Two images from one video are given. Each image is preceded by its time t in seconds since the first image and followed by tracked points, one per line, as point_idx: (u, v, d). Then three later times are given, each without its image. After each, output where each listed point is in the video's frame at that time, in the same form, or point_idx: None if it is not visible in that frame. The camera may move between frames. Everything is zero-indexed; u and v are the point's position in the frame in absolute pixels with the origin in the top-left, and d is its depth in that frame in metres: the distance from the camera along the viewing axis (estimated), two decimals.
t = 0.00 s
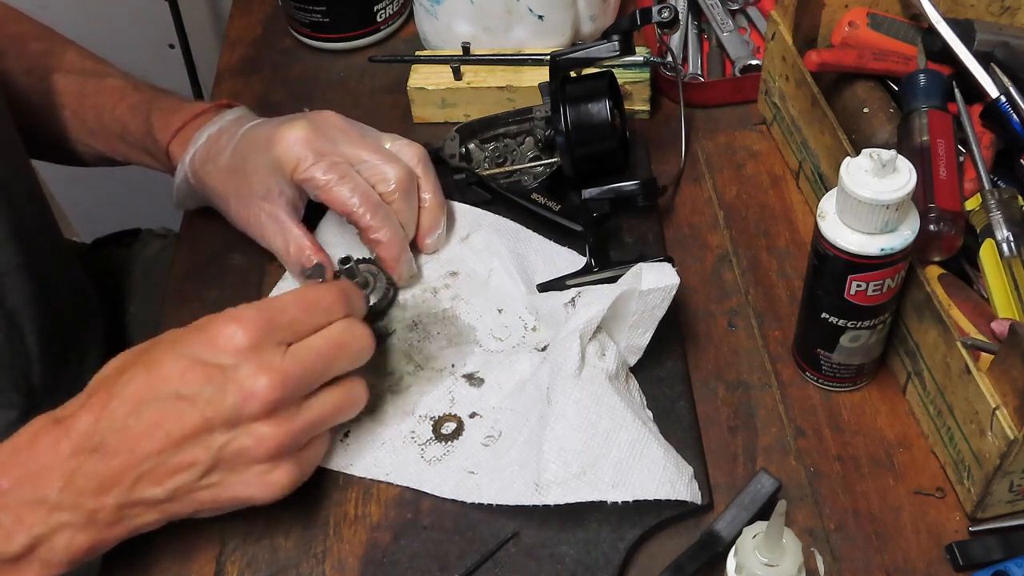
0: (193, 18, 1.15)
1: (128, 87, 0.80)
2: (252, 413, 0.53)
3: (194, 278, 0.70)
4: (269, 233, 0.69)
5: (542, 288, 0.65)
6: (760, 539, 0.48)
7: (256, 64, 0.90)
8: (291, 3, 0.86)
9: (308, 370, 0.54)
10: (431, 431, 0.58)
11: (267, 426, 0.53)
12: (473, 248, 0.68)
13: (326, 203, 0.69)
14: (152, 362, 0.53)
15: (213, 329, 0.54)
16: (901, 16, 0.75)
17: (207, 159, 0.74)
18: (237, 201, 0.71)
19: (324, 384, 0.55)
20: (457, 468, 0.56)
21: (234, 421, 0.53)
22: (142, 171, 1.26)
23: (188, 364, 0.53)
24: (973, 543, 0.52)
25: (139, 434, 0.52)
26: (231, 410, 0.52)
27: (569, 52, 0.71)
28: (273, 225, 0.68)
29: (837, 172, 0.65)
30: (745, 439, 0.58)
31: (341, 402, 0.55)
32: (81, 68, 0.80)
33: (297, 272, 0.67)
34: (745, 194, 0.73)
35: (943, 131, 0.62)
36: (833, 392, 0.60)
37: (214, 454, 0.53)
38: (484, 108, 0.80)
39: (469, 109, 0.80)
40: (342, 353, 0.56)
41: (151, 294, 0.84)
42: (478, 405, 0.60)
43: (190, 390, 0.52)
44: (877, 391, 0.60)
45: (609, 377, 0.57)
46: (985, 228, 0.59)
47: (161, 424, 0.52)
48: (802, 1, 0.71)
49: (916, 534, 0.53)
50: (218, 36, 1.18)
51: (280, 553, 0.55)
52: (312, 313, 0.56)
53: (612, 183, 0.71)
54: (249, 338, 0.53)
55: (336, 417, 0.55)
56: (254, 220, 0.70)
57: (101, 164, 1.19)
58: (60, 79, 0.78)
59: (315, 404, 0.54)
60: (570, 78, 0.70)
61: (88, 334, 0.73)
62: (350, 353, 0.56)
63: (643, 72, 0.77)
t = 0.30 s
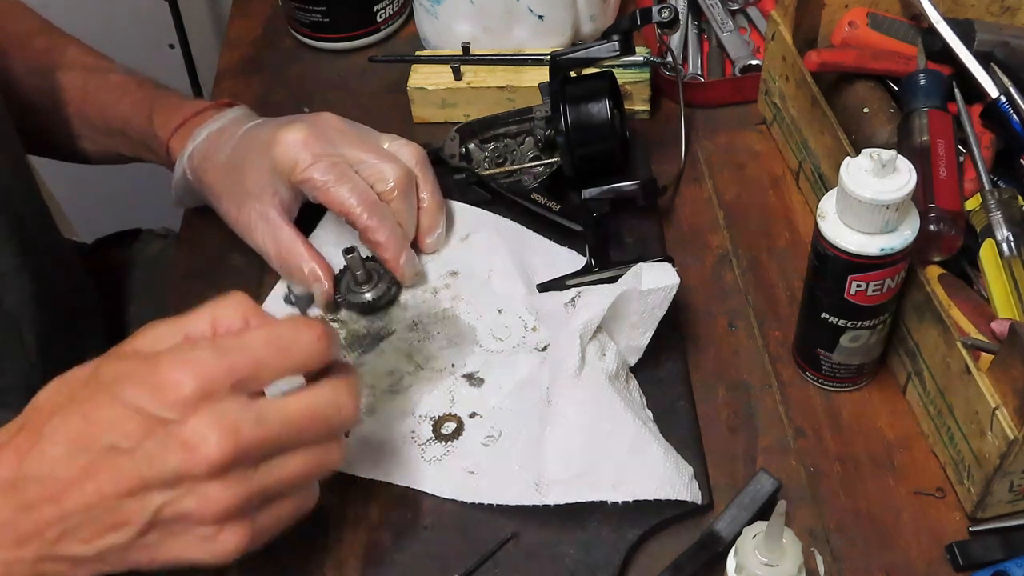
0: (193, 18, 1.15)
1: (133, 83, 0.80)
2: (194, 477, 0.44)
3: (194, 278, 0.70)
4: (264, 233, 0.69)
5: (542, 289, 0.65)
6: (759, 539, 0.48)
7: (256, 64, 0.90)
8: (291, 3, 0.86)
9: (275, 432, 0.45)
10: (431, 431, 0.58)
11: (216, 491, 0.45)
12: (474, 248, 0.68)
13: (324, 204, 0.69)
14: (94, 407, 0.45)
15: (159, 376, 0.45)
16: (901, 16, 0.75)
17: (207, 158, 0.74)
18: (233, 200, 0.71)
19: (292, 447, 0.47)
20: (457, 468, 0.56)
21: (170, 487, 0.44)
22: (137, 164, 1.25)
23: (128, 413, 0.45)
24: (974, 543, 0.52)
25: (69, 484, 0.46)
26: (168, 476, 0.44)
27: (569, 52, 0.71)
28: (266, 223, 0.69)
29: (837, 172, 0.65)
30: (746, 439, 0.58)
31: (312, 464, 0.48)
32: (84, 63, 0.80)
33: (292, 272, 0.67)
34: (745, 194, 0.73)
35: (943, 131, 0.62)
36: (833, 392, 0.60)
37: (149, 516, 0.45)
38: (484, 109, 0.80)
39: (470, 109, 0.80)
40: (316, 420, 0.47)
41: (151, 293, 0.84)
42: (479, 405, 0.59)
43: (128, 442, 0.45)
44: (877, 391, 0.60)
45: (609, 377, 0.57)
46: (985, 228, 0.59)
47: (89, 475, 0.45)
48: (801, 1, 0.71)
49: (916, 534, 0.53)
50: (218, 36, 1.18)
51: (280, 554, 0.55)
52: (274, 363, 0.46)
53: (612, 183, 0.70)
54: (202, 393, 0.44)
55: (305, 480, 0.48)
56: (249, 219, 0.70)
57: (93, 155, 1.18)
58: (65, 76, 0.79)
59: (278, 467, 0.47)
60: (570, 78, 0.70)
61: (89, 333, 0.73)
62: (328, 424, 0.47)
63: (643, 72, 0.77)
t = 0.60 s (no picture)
0: (193, 18, 1.15)
1: (137, 65, 0.80)
2: None
3: (193, 278, 0.70)
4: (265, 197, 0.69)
5: (541, 289, 0.65)
6: (759, 539, 0.48)
7: (256, 64, 0.90)
8: (291, 2, 0.86)
9: None
10: (431, 431, 0.58)
11: None
12: (474, 248, 0.68)
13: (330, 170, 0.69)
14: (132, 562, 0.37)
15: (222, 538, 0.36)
16: (901, 16, 0.75)
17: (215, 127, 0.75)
18: (237, 166, 0.71)
19: None
20: (457, 468, 0.56)
21: None
22: (141, 170, 1.24)
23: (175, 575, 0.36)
24: (973, 543, 0.52)
25: None
26: None
27: (569, 52, 0.71)
28: (269, 188, 0.69)
29: (837, 173, 0.65)
30: (745, 439, 0.58)
31: None
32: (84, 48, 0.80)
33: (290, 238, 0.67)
34: (745, 195, 0.73)
35: (944, 131, 0.62)
36: (833, 392, 0.60)
37: None
38: (483, 109, 0.80)
39: (469, 109, 0.80)
40: None
41: (151, 293, 0.84)
42: (478, 405, 0.60)
43: None
44: (877, 391, 0.60)
45: (609, 377, 0.57)
46: (985, 227, 0.59)
47: None
48: (802, 1, 0.71)
49: (916, 534, 0.53)
50: (218, 36, 1.18)
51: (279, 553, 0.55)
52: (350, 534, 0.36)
53: (612, 183, 0.70)
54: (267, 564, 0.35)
55: None
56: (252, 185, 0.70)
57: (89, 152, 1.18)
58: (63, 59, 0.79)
59: None
60: (570, 78, 0.70)
61: (86, 335, 0.73)
62: None
63: (643, 72, 0.77)
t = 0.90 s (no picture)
0: (193, 18, 1.15)
1: (134, 63, 0.80)
2: None
3: (193, 278, 0.70)
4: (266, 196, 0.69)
5: (541, 289, 0.65)
6: (759, 539, 0.48)
7: (255, 64, 0.90)
8: (291, 2, 0.86)
9: None
10: (431, 431, 0.58)
11: None
12: (474, 248, 0.68)
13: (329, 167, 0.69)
14: None
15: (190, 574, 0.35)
16: (901, 16, 0.75)
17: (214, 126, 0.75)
18: (236, 166, 0.71)
19: None
20: (457, 468, 0.56)
21: None
22: (142, 170, 1.25)
23: None
24: (973, 543, 0.52)
25: None
26: None
27: (569, 52, 0.71)
28: (269, 188, 0.69)
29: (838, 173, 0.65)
30: (745, 439, 0.58)
31: None
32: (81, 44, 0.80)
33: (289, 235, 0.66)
34: (746, 195, 0.73)
35: (944, 131, 0.62)
36: (833, 392, 0.60)
37: None
38: (483, 109, 0.80)
39: (470, 109, 0.80)
40: None
41: (151, 294, 0.85)
42: (478, 405, 0.60)
43: None
44: (877, 391, 0.60)
45: (609, 377, 0.57)
46: (985, 228, 0.59)
47: None
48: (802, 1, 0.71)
49: (916, 534, 0.53)
50: (218, 36, 1.17)
51: (279, 553, 0.55)
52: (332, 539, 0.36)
53: (612, 183, 0.71)
54: None
55: None
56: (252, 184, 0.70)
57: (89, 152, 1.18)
58: (58, 56, 0.78)
59: None
60: (570, 78, 0.70)
61: (85, 336, 0.74)
62: None
63: (643, 72, 0.77)
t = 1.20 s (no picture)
0: (193, 18, 1.15)
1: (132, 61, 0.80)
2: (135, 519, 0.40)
3: (193, 278, 0.70)
4: (241, 129, 0.65)
5: (542, 289, 0.65)
6: (760, 539, 0.48)
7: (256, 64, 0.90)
8: (291, 2, 0.86)
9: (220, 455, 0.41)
10: (431, 431, 0.58)
11: (159, 537, 0.40)
12: (474, 249, 0.68)
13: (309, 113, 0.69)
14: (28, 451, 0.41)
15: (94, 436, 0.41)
16: (901, 16, 0.75)
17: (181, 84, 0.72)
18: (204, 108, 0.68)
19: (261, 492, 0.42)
20: (457, 468, 0.56)
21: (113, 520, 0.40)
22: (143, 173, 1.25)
23: (64, 449, 0.41)
24: (973, 543, 0.52)
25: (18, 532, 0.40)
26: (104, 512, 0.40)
27: (569, 52, 0.71)
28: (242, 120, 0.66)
29: (837, 172, 0.65)
30: (746, 439, 0.58)
31: (321, 432, 0.44)
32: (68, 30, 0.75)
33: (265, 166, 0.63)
34: (746, 194, 0.73)
35: (943, 131, 0.62)
36: (833, 392, 0.60)
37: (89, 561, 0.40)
38: (483, 109, 0.80)
39: (470, 109, 0.80)
40: (271, 448, 0.43)
41: (150, 293, 0.84)
42: (479, 405, 0.60)
43: (62, 477, 0.40)
44: (877, 391, 0.60)
45: (609, 377, 0.57)
46: (985, 227, 0.59)
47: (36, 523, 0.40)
48: (802, 1, 0.71)
49: (916, 534, 0.53)
50: (218, 36, 1.17)
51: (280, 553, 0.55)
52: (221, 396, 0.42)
53: (612, 183, 0.71)
54: (139, 438, 0.41)
55: (262, 540, 0.42)
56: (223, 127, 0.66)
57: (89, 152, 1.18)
58: (41, 38, 0.73)
59: (232, 515, 0.41)
60: (570, 78, 0.70)
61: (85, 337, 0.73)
62: (283, 455, 0.43)
63: (643, 72, 0.77)
